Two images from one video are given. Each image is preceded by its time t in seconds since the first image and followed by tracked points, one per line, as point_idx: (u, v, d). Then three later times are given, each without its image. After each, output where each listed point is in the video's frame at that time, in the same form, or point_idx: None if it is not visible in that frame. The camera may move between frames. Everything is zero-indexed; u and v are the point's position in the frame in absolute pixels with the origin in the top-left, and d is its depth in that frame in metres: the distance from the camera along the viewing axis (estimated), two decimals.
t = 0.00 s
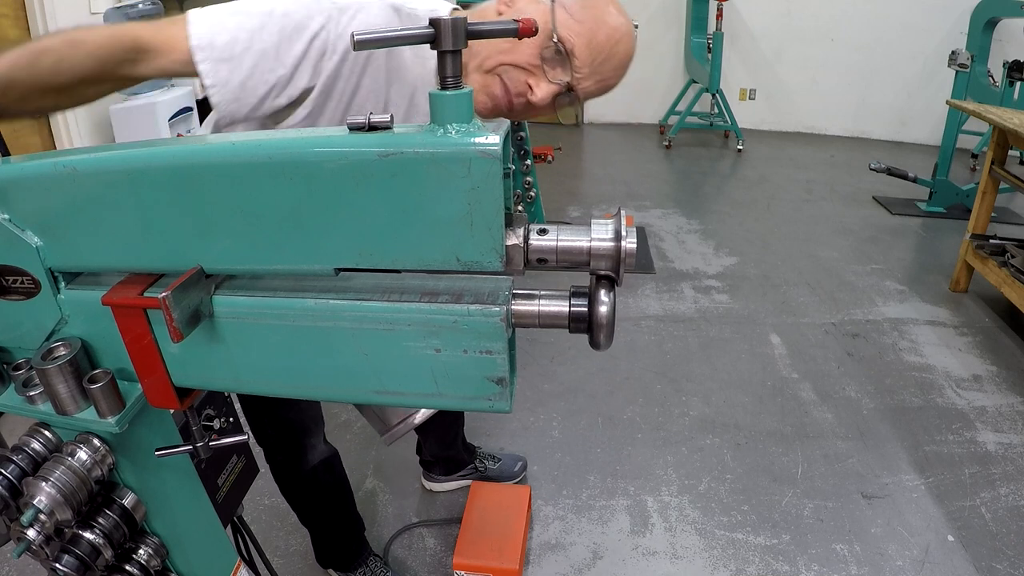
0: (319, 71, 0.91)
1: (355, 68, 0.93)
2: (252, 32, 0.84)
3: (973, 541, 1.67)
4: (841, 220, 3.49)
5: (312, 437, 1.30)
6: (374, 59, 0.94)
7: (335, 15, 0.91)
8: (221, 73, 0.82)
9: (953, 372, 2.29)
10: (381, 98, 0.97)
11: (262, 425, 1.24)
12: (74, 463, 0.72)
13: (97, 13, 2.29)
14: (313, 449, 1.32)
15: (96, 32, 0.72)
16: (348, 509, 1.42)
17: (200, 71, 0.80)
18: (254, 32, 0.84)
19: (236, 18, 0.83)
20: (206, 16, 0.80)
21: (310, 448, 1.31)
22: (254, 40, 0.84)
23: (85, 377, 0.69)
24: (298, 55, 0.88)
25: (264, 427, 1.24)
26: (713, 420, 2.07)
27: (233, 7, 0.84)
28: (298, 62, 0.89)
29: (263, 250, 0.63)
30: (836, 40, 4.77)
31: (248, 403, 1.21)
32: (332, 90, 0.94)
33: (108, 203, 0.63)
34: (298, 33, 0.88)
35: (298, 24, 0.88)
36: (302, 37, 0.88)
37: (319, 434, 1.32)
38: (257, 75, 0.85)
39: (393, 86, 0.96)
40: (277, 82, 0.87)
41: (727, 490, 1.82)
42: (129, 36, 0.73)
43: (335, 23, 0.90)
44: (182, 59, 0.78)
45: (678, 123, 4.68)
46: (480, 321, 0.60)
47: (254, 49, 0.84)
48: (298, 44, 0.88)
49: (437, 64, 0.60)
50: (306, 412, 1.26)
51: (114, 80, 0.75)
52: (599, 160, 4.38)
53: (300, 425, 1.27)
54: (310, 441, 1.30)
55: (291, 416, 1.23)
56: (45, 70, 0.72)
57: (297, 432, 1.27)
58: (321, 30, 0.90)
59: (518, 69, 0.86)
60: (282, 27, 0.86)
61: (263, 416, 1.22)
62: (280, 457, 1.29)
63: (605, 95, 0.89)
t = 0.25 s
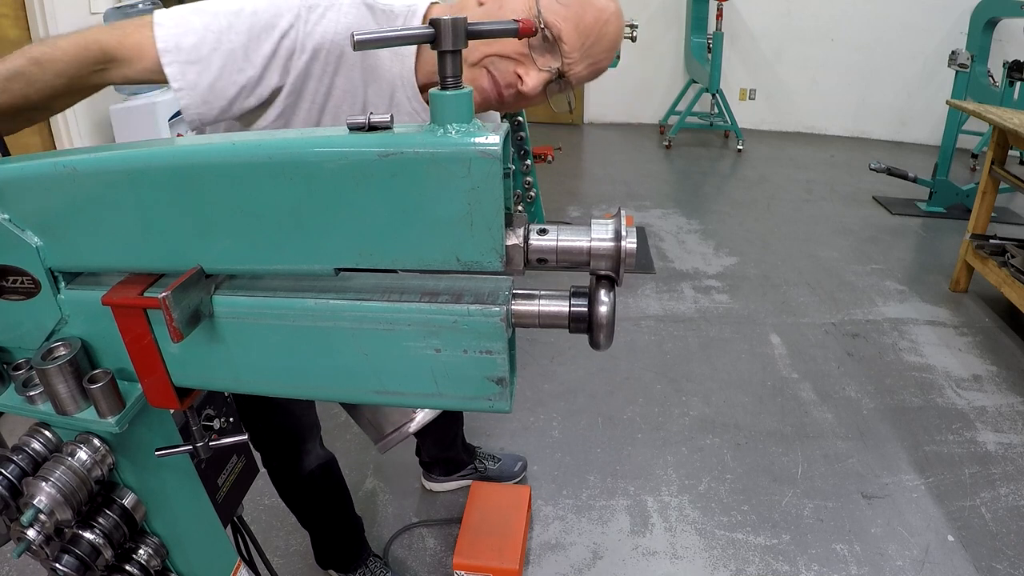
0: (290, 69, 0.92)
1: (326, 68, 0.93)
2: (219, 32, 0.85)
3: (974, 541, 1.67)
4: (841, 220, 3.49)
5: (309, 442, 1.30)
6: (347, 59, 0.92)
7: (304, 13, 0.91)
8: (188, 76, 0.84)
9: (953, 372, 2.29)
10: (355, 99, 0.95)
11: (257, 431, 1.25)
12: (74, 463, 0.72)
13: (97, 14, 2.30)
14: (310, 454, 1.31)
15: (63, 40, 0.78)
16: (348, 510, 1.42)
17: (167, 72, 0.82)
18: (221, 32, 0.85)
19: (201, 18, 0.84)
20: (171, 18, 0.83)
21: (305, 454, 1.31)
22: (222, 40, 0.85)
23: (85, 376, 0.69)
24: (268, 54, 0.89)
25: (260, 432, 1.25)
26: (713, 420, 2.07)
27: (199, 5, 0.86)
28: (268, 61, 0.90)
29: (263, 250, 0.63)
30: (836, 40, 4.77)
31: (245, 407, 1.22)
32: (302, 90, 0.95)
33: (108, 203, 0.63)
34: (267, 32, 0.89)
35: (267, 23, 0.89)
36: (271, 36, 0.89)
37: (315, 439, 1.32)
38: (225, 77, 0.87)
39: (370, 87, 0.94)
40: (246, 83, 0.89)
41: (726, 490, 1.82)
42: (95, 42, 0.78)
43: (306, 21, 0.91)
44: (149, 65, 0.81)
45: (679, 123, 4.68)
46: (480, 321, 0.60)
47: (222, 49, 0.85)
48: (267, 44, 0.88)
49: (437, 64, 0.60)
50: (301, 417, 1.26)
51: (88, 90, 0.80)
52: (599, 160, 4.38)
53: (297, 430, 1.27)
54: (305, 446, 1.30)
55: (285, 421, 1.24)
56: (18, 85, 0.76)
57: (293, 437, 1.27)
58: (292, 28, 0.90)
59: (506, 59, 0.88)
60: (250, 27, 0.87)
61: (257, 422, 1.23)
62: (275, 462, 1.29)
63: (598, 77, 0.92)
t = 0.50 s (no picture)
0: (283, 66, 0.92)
1: (321, 66, 0.93)
2: (212, 28, 0.84)
3: (974, 541, 1.67)
4: (841, 220, 3.49)
5: (307, 443, 1.30)
6: (341, 58, 0.93)
7: (298, 10, 0.90)
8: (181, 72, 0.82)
9: (953, 372, 2.29)
10: (351, 98, 0.96)
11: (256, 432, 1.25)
12: (74, 463, 0.72)
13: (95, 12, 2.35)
14: (308, 455, 1.31)
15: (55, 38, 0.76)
16: (347, 510, 1.42)
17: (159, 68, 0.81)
18: (214, 29, 0.84)
19: (193, 14, 0.83)
20: (163, 13, 0.81)
21: (304, 455, 1.30)
22: (214, 36, 0.84)
23: (85, 377, 0.69)
24: (260, 51, 0.89)
25: (259, 433, 1.25)
26: (713, 420, 2.07)
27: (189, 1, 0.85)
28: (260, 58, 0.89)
29: (262, 250, 0.63)
30: (836, 40, 4.77)
31: (243, 408, 1.22)
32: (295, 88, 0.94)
33: (108, 203, 0.63)
34: (260, 29, 0.88)
35: (260, 20, 0.88)
36: (264, 33, 0.88)
37: (313, 440, 1.32)
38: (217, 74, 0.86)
39: (366, 85, 0.95)
40: (238, 80, 0.88)
41: (726, 490, 1.82)
42: (89, 40, 0.76)
43: (298, 18, 0.90)
44: (144, 62, 0.80)
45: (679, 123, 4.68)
46: (480, 321, 0.60)
47: (215, 45, 0.84)
48: (260, 40, 0.88)
49: (437, 64, 0.60)
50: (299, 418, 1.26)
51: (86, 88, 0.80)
52: (599, 160, 4.38)
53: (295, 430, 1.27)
54: (304, 447, 1.30)
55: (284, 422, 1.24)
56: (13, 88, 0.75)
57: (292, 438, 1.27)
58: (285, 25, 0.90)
59: (503, 49, 0.88)
60: (243, 24, 0.87)
61: (256, 423, 1.23)
62: (275, 463, 1.29)
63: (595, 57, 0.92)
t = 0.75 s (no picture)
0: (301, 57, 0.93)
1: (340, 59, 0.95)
2: (233, 14, 0.83)
3: (974, 541, 1.67)
4: (841, 220, 3.49)
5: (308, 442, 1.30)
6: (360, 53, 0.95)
7: (319, 2, 0.92)
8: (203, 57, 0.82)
9: (953, 372, 2.29)
10: (367, 91, 0.99)
11: (258, 431, 1.25)
12: (74, 463, 0.72)
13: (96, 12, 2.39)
14: (309, 454, 1.31)
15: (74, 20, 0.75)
16: (347, 510, 1.42)
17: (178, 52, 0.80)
18: (235, 15, 0.83)
19: None
20: None
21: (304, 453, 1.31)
22: (235, 22, 0.83)
23: (85, 377, 0.69)
24: (279, 41, 0.89)
25: (261, 432, 1.25)
26: (713, 420, 2.07)
27: None
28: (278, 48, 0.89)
29: (263, 250, 0.63)
30: (835, 40, 4.77)
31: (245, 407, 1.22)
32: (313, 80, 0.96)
33: (109, 203, 0.63)
34: (279, 19, 0.89)
35: (281, 10, 0.89)
36: (284, 22, 0.89)
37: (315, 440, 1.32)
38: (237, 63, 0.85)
39: (382, 79, 0.98)
40: (255, 67, 0.87)
41: (726, 490, 1.82)
42: (110, 21, 0.76)
43: (319, 11, 0.92)
44: (162, 47, 0.79)
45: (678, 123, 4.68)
46: (480, 321, 0.60)
47: (235, 32, 0.83)
48: (280, 30, 0.88)
49: (438, 64, 0.60)
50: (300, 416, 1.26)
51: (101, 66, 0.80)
52: (598, 160, 4.38)
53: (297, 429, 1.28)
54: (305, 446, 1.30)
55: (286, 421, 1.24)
56: (31, 60, 0.75)
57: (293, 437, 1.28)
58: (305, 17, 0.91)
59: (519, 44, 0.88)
60: (263, 12, 0.87)
61: (258, 421, 1.23)
62: (276, 462, 1.29)
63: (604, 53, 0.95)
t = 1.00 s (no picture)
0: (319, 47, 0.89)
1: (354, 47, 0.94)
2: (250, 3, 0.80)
3: (973, 541, 1.67)
4: (841, 220, 3.49)
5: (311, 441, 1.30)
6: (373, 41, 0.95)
7: None
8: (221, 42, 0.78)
9: (953, 372, 2.29)
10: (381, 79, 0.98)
11: (260, 430, 1.25)
12: (75, 463, 0.72)
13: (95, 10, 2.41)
14: (312, 454, 1.31)
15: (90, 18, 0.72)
16: (348, 510, 1.42)
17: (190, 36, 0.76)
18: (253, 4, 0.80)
19: None
20: None
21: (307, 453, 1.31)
22: (254, 11, 0.80)
23: (85, 377, 0.69)
24: (296, 30, 0.85)
25: (264, 432, 1.25)
26: (713, 420, 2.07)
27: None
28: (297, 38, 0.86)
29: (263, 249, 0.63)
30: (835, 40, 4.77)
31: (250, 407, 1.22)
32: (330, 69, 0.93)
33: (109, 203, 0.63)
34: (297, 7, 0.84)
35: None
36: (302, 11, 0.85)
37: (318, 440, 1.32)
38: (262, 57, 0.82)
39: (394, 64, 0.98)
40: (275, 57, 0.84)
41: (726, 490, 1.82)
42: (126, 15, 0.73)
43: None
44: (180, 39, 0.76)
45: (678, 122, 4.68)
46: (480, 321, 0.60)
47: (253, 21, 0.80)
48: (298, 18, 0.85)
49: (439, 64, 0.60)
50: (306, 417, 1.26)
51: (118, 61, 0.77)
52: (598, 160, 4.38)
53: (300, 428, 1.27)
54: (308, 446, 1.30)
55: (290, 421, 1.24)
56: (52, 62, 0.73)
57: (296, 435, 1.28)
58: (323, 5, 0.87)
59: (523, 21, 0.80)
60: None
61: (261, 421, 1.23)
62: (278, 461, 1.29)
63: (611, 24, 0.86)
